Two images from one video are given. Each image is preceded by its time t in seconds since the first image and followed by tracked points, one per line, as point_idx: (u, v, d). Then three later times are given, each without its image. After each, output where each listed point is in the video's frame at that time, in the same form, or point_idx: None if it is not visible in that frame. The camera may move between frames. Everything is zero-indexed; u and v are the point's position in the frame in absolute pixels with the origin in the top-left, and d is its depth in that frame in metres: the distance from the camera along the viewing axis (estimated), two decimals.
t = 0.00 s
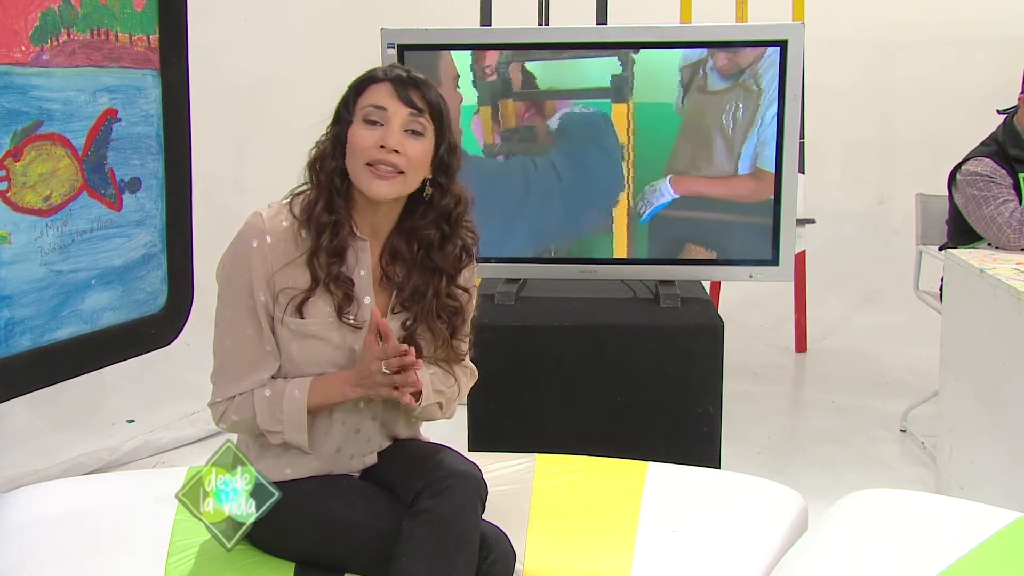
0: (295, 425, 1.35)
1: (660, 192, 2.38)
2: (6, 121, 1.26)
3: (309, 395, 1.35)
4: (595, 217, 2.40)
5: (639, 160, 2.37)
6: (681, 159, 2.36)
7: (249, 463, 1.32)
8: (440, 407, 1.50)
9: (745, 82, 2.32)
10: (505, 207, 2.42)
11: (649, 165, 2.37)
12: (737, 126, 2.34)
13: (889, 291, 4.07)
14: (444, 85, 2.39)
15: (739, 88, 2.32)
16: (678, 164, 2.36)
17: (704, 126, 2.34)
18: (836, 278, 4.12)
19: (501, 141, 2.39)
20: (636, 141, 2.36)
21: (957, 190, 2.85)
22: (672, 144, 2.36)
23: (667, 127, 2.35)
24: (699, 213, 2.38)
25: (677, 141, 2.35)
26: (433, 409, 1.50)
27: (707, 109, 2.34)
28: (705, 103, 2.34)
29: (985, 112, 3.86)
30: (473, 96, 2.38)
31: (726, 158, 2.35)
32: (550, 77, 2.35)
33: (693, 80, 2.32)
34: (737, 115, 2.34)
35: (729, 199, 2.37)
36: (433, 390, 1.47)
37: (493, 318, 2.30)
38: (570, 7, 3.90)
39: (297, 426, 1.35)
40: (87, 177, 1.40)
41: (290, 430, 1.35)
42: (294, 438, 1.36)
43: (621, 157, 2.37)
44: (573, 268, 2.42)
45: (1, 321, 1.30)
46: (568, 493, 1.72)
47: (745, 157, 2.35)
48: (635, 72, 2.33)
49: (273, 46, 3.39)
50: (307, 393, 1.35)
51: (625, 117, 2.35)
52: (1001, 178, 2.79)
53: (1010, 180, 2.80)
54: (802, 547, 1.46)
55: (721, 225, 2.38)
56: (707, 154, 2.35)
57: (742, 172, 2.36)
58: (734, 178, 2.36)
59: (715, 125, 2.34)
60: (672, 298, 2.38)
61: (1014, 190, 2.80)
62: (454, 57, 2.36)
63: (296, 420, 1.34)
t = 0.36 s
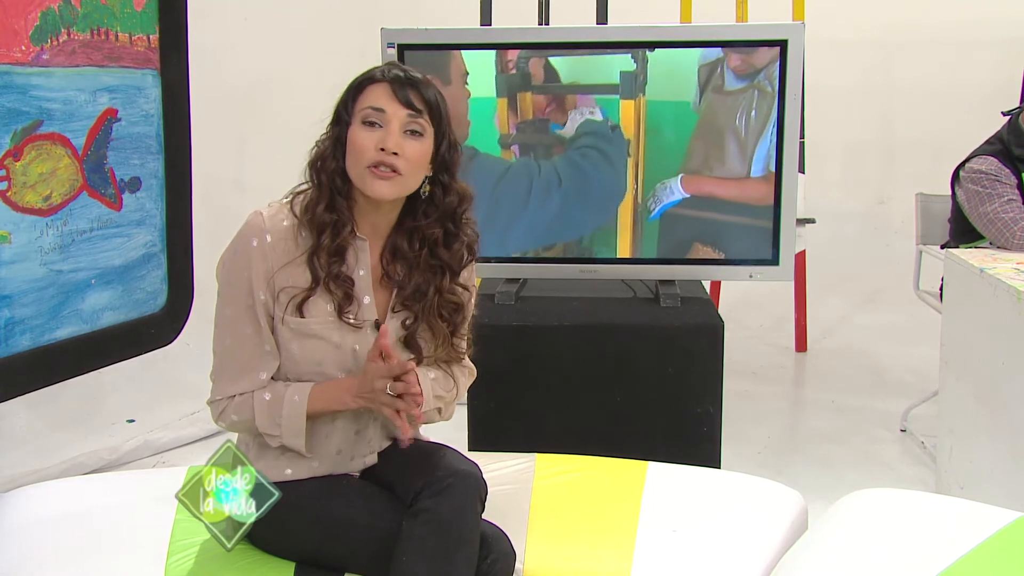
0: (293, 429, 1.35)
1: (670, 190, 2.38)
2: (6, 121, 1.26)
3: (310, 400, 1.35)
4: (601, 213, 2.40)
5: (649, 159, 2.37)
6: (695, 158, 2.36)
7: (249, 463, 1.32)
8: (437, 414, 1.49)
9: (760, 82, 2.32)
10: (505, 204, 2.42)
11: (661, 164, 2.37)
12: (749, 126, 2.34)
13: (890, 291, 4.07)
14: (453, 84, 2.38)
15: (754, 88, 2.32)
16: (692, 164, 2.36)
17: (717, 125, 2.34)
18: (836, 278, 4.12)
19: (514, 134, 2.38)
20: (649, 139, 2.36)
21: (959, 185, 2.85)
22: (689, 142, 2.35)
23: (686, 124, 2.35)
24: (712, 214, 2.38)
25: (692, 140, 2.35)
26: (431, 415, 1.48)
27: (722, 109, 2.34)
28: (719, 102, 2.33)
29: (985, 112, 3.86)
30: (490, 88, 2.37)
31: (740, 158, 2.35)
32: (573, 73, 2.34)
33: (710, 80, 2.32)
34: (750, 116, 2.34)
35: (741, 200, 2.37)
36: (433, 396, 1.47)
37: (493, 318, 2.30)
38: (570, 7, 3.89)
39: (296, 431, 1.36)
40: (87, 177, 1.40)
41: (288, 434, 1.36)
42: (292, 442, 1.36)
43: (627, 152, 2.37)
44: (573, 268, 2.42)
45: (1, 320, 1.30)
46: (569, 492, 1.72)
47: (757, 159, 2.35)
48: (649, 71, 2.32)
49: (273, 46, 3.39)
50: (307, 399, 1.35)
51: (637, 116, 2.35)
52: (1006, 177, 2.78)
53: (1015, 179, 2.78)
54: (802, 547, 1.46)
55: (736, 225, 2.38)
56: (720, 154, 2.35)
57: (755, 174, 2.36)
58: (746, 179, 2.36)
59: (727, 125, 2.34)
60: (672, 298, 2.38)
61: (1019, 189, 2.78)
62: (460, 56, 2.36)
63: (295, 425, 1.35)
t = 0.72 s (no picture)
0: (285, 428, 1.35)
1: (669, 184, 2.38)
2: (6, 121, 1.26)
3: (301, 400, 1.34)
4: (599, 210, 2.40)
5: (646, 155, 2.37)
6: (693, 154, 2.36)
7: (249, 463, 1.32)
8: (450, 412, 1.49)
9: (751, 76, 2.31)
10: (506, 200, 2.42)
11: (659, 160, 2.37)
12: (743, 119, 2.34)
13: (890, 291, 4.07)
14: (456, 92, 2.38)
15: (745, 83, 2.32)
16: (691, 159, 2.36)
17: (712, 121, 2.34)
18: (836, 278, 4.12)
19: (516, 134, 2.38)
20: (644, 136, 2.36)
21: (962, 184, 2.85)
22: (687, 138, 2.36)
23: (684, 119, 2.35)
24: (711, 209, 2.38)
25: (690, 136, 2.35)
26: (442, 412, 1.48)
27: (716, 103, 2.34)
28: (714, 98, 2.33)
29: (986, 112, 3.86)
30: (490, 92, 2.37)
31: (735, 153, 2.35)
32: (576, 74, 2.34)
33: (706, 76, 2.32)
34: (743, 110, 2.33)
35: (739, 194, 2.37)
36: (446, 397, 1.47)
37: (493, 317, 2.30)
38: (571, 7, 3.89)
39: (290, 430, 1.35)
40: (87, 176, 1.40)
41: (281, 432, 1.35)
42: (286, 442, 1.36)
43: (622, 148, 2.37)
44: (573, 267, 2.42)
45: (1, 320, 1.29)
46: (569, 492, 1.72)
47: (752, 151, 2.35)
48: (643, 68, 2.32)
49: (273, 46, 3.38)
50: (298, 394, 1.35)
51: (632, 113, 2.35)
52: (1009, 177, 2.77)
53: (1018, 180, 2.77)
54: (803, 547, 1.46)
55: (738, 219, 2.38)
56: (716, 150, 2.35)
57: (751, 166, 2.35)
58: (742, 173, 2.36)
59: (722, 120, 2.34)
60: (672, 298, 2.38)
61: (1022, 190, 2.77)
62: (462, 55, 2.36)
63: (288, 423, 1.34)
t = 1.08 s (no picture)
0: (281, 426, 1.35)
1: (653, 192, 2.38)
2: (6, 120, 1.26)
3: (293, 397, 1.34)
4: (585, 212, 2.40)
5: (630, 162, 2.37)
6: (676, 161, 2.36)
7: (249, 463, 1.32)
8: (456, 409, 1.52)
9: (730, 87, 2.32)
10: (494, 199, 2.42)
11: (642, 166, 2.37)
12: (724, 129, 2.34)
13: (890, 291, 4.07)
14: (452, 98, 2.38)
15: (724, 94, 2.32)
16: (673, 166, 2.36)
17: (694, 129, 2.34)
18: (837, 277, 4.12)
19: (504, 140, 2.39)
20: (628, 143, 2.36)
21: (963, 183, 2.86)
22: (671, 146, 2.35)
23: (667, 127, 2.35)
24: (695, 215, 2.38)
25: (673, 144, 2.35)
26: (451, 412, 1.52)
27: (695, 113, 2.34)
28: (695, 107, 2.33)
29: (986, 112, 3.86)
30: (481, 98, 2.37)
31: (716, 161, 2.35)
32: (567, 82, 2.34)
33: (689, 85, 2.32)
34: (723, 119, 2.33)
35: (720, 202, 2.37)
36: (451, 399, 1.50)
37: (493, 317, 2.30)
38: (571, 7, 3.89)
39: (285, 427, 1.35)
40: (87, 176, 1.40)
41: (278, 430, 1.35)
42: (283, 439, 1.36)
43: (604, 154, 2.37)
44: (572, 267, 2.42)
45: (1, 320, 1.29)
46: (569, 491, 1.72)
47: (734, 158, 2.35)
48: (627, 77, 2.33)
49: (273, 46, 3.39)
50: (292, 391, 1.34)
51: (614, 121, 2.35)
52: (1009, 177, 2.77)
53: (1018, 179, 2.77)
54: (802, 547, 1.46)
55: (729, 226, 2.38)
56: (698, 157, 2.35)
57: (732, 174, 2.36)
58: (724, 180, 2.36)
59: (702, 129, 2.34)
60: (672, 297, 2.38)
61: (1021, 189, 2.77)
62: (456, 63, 2.36)
63: (283, 422, 1.34)
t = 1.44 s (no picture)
0: (280, 412, 1.34)
1: (646, 200, 2.38)
2: (6, 120, 1.26)
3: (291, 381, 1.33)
4: (580, 216, 2.40)
5: (624, 170, 2.37)
6: (669, 168, 2.36)
7: (249, 463, 1.32)
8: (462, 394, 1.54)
9: (719, 98, 2.32)
10: (488, 201, 2.42)
11: (635, 173, 2.37)
12: (714, 138, 2.34)
13: (890, 291, 4.07)
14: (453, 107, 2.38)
15: (714, 104, 2.32)
16: (666, 174, 2.36)
17: (686, 139, 2.34)
18: (837, 277, 4.12)
19: (500, 146, 2.38)
20: (621, 152, 2.36)
21: (964, 183, 2.86)
22: (663, 153, 2.36)
23: (659, 135, 2.35)
24: (686, 223, 2.38)
25: (665, 153, 2.36)
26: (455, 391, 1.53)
27: (685, 123, 2.34)
28: (686, 118, 2.33)
29: (986, 112, 3.86)
30: (478, 105, 2.37)
31: (708, 169, 2.35)
32: (562, 92, 2.34)
33: (680, 96, 2.33)
34: (713, 129, 2.34)
35: (711, 210, 2.37)
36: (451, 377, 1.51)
37: (493, 317, 2.30)
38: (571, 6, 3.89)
39: (286, 414, 1.34)
40: (87, 176, 1.40)
41: (280, 417, 1.34)
42: (286, 425, 1.35)
43: (598, 161, 2.37)
44: (573, 267, 2.42)
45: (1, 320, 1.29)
46: (569, 491, 1.72)
47: (725, 167, 2.35)
48: (620, 87, 2.33)
49: (273, 46, 3.39)
50: (290, 376, 1.33)
51: (608, 130, 2.35)
52: (1009, 176, 2.77)
53: (1019, 179, 2.77)
54: (802, 547, 1.46)
55: (719, 235, 2.38)
56: (690, 165, 2.35)
57: (723, 183, 2.36)
58: (715, 189, 2.36)
59: (693, 138, 2.34)
60: (672, 297, 2.38)
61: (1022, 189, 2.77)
62: (461, 78, 2.36)
63: (281, 408, 1.33)
